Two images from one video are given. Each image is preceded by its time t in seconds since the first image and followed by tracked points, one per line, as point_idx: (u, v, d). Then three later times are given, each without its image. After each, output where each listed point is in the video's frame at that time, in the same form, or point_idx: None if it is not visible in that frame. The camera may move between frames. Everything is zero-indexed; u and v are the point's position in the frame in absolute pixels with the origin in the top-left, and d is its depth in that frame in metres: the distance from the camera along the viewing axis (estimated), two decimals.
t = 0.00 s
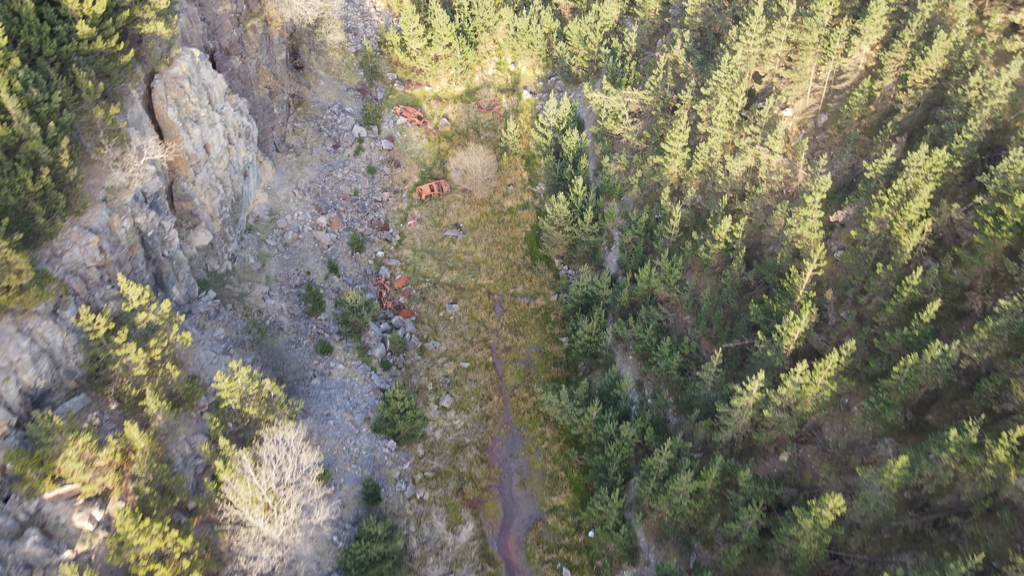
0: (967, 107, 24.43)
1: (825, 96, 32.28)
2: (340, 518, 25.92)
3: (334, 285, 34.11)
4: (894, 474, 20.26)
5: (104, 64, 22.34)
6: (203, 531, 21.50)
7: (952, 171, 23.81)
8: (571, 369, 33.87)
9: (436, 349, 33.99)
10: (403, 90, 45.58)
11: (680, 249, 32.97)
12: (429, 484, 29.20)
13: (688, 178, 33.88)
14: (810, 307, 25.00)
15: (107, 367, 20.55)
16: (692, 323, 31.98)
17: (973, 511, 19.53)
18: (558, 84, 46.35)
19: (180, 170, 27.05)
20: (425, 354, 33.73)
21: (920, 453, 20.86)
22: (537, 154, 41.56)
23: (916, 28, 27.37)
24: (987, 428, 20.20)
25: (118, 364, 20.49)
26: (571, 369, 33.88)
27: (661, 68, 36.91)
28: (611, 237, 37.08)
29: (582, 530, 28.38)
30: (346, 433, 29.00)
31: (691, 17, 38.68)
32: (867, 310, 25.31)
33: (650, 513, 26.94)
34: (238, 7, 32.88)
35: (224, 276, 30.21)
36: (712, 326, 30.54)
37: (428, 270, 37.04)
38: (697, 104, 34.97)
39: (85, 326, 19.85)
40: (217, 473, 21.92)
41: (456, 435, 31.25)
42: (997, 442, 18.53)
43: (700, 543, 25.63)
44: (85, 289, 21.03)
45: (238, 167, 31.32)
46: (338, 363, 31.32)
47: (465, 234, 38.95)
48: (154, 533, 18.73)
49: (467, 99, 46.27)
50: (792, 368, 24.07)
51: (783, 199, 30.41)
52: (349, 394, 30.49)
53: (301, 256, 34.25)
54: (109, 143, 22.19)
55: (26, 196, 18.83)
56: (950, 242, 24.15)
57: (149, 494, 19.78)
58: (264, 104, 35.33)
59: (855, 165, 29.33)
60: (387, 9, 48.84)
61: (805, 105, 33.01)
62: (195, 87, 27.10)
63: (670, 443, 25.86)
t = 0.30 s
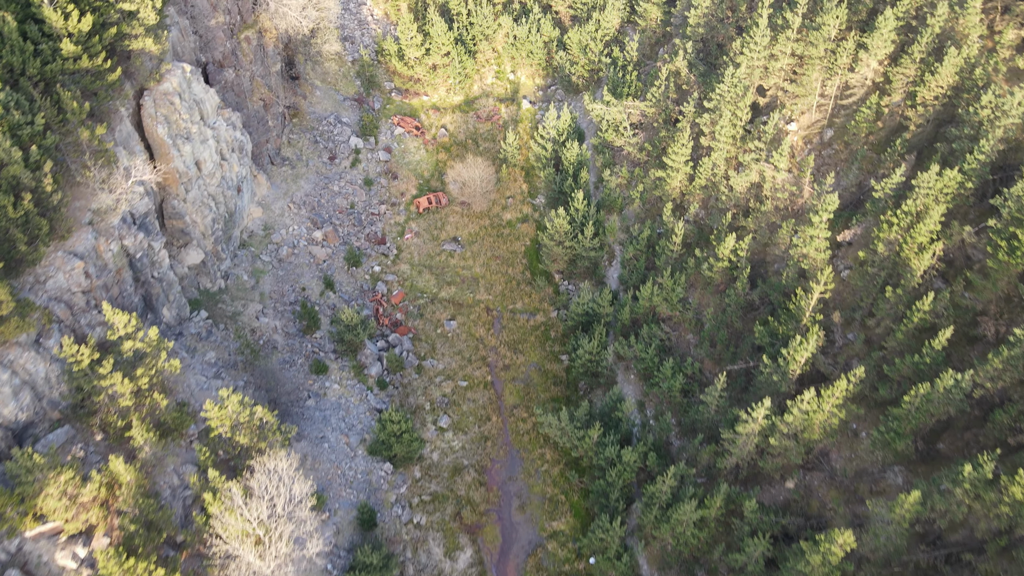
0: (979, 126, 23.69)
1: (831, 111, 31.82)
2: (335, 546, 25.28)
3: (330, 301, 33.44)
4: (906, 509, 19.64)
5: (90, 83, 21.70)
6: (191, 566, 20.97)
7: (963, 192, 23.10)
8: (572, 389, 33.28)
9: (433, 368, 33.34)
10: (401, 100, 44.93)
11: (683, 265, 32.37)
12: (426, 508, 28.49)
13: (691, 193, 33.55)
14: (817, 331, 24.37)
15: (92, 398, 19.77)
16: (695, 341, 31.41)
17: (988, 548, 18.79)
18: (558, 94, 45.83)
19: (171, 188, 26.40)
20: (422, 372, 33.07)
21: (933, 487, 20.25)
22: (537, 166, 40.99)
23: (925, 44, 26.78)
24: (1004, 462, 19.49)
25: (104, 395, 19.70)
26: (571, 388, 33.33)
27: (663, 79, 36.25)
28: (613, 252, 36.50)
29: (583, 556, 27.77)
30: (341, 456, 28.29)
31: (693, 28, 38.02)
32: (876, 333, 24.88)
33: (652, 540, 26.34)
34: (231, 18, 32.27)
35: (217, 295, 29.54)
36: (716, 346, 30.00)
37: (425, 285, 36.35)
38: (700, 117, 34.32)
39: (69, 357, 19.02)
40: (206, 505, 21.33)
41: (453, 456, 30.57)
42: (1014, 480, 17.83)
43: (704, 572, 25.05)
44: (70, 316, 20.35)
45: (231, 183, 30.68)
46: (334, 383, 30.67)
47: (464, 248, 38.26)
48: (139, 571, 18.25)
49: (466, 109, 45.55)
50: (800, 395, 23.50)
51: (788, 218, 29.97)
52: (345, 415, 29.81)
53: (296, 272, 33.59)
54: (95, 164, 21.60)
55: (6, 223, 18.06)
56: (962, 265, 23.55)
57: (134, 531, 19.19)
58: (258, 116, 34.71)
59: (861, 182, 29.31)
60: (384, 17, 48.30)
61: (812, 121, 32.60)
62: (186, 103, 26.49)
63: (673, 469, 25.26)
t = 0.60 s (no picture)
0: None
1: (878, 139, 29.88)
2: (348, 563, 24.87)
3: (353, 311, 33.00)
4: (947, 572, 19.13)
5: (119, 89, 21.77)
6: None
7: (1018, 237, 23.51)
8: (596, 413, 32.21)
9: (455, 384, 32.45)
10: (433, 107, 43.85)
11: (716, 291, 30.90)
12: (442, 530, 27.61)
13: (726, 217, 31.90)
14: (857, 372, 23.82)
15: (109, 409, 19.34)
16: (726, 372, 29.73)
17: None
18: (593, 106, 44.21)
19: (198, 194, 26.23)
20: (444, 389, 32.21)
21: (975, 548, 19.72)
22: (569, 180, 39.69)
23: (981, 78, 27.72)
24: None
25: (120, 408, 19.32)
26: (596, 413, 32.15)
27: (701, 98, 35.73)
28: (644, 272, 34.92)
29: None
30: (358, 472, 27.66)
31: (734, 46, 37.33)
32: (919, 377, 23.59)
33: None
34: (266, 23, 32.16)
35: (240, 302, 29.30)
36: (747, 379, 28.70)
37: (451, 298, 35.57)
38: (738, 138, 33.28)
39: (85, 368, 18.74)
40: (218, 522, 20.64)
41: (472, 477, 29.55)
42: None
43: None
44: (91, 324, 20.24)
45: (259, 189, 30.49)
46: (354, 396, 30.09)
47: (491, 261, 37.27)
48: None
49: (499, 117, 44.13)
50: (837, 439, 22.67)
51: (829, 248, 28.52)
52: (363, 429, 29.17)
53: (321, 280, 33.25)
54: (122, 171, 21.58)
55: (29, 232, 18.28)
56: (1014, 313, 22.85)
57: (145, 548, 18.60)
58: (289, 122, 34.54)
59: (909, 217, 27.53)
60: (420, 22, 46.91)
61: (856, 148, 30.14)
62: (215, 109, 26.39)
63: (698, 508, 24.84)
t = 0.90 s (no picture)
0: None
1: (954, 180, 26.43)
2: None
3: (392, 319, 32.48)
4: None
5: (176, 90, 21.67)
6: None
7: None
8: (631, 442, 30.43)
9: (490, 402, 31.41)
10: (488, 114, 43.26)
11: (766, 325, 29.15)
12: (466, 551, 26.64)
13: (783, 248, 30.22)
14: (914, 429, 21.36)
15: (141, 412, 19.25)
16: (771, 412, 27.81)
17: None
18: (652, 122, 42.99)
19: (247, 195, 26.29)
20: (478, 405, 31.23)
21: None
22: (621, 198, 38.37)
23: None
24: None
25: (152, 413, 19.15)
26: (632, 441, 30.38)
27: (765, 122, 33.62)
28: (692, 299, 33.49)
29: None
30: (385, 485, 26.86)
31: (804, 70, 34.05)
32: (980, 437, 21.65)
33: None
34: (326, 23, 32.15)
35: (280, 304, 29.16)
36: (793, 422, 26.61)
37: (491, 312, 34.64)
38: (803, 165, 31.11)
39: (121, 371, 18.67)
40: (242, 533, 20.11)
41: (500, 499, 28.47)
42: None
43: None
44: (130, 324, 20.31)
45: (307, 192, 30.36)
46: (386, 406, 29.43)
47: (535, 276, 36.21)
48: None
49: (554, 128, 43.32)
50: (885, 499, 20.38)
51: (892, 291, 26.14)
52: (394, 442, 28.43)
53: (362, 285, 32.87)
54: (171, 172, 21.49)
55: (76, 232, 18.18)
56: None
57: (166, 559, 18.15)
58: (343, 123, 34.24)
59: (982, 264, 24.43)
60: (480, 27, 46.57)
61: (929, 187, 27.10)
62: (269, 112, 26.21)
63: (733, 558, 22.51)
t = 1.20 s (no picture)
0: None
1: (974, 203, 25.25)
2: None
3: (393, 335, 31.83)
4: None
5: (172, 107, 21.12)
6: None
7: None
8: (637, 464, 29.32)
9: (492, 421, 30.53)
10: (493, 123, 42.66)
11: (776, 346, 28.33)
12: None
13: (794, 268, 29.35)
14: (929, 463, 20.20)
15: (131, 442, 18.77)
16: (781, 436, 26.90)
17: None
18: (660, 133, 42.32)
19: (245, 212, 25.72)
20: (480, 425, 30.37)
21: None
22: (628, 211, 37.72)
23: None
24: None
25: (143, 443, 18.71)
26: (637, 463, 29.30)
27: (776, 135, 32.91)
28: (699, 316, 32.75)
29: None
30: (384, 509, 25.99)
31: (817, 83, 32.83)
32: (999, 470, 20.59)
33: None
34: (330, 33, 31.48)
35: (279, 321, 28.55)
36: (804, 448, 25.59)
37: (495, 328, 33.93)
38: (816, 182, 30.21)
39: (110, 401, 18.15)
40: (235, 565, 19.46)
41: (501, 523, 27.29)
42: None
43: None
44: (122, 348, 19.77)
45: (308, 206, 29.75)
46: (386, 426, 28.72)
47: (540, 291, 35.50)
48: None
49: (561, 139, 42.73)
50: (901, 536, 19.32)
51: (906, 313, 25.02)
52: (393, 463, 27.67)
53: (363, 300, 32.24)
54: (166, 191, 20.90)
55: (66, 257, 17.67)
56: None
57: None
58: (346, 135, 33.56)
59: (1002, 289, 23.28)
60: (486, 35, 46.17)
61: (945, 208, 26.06)
62: (269, 126, 25.60)
63: None
